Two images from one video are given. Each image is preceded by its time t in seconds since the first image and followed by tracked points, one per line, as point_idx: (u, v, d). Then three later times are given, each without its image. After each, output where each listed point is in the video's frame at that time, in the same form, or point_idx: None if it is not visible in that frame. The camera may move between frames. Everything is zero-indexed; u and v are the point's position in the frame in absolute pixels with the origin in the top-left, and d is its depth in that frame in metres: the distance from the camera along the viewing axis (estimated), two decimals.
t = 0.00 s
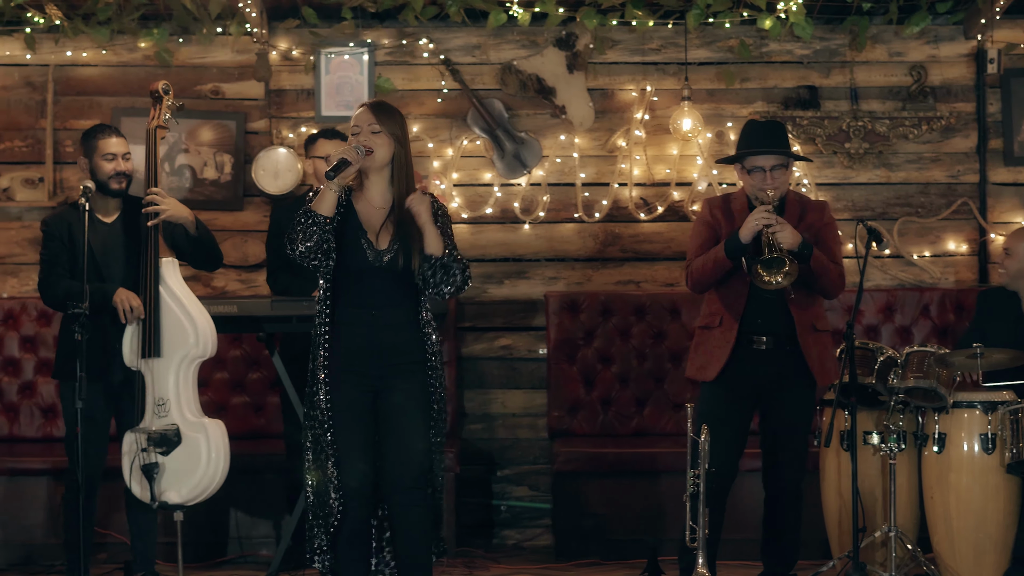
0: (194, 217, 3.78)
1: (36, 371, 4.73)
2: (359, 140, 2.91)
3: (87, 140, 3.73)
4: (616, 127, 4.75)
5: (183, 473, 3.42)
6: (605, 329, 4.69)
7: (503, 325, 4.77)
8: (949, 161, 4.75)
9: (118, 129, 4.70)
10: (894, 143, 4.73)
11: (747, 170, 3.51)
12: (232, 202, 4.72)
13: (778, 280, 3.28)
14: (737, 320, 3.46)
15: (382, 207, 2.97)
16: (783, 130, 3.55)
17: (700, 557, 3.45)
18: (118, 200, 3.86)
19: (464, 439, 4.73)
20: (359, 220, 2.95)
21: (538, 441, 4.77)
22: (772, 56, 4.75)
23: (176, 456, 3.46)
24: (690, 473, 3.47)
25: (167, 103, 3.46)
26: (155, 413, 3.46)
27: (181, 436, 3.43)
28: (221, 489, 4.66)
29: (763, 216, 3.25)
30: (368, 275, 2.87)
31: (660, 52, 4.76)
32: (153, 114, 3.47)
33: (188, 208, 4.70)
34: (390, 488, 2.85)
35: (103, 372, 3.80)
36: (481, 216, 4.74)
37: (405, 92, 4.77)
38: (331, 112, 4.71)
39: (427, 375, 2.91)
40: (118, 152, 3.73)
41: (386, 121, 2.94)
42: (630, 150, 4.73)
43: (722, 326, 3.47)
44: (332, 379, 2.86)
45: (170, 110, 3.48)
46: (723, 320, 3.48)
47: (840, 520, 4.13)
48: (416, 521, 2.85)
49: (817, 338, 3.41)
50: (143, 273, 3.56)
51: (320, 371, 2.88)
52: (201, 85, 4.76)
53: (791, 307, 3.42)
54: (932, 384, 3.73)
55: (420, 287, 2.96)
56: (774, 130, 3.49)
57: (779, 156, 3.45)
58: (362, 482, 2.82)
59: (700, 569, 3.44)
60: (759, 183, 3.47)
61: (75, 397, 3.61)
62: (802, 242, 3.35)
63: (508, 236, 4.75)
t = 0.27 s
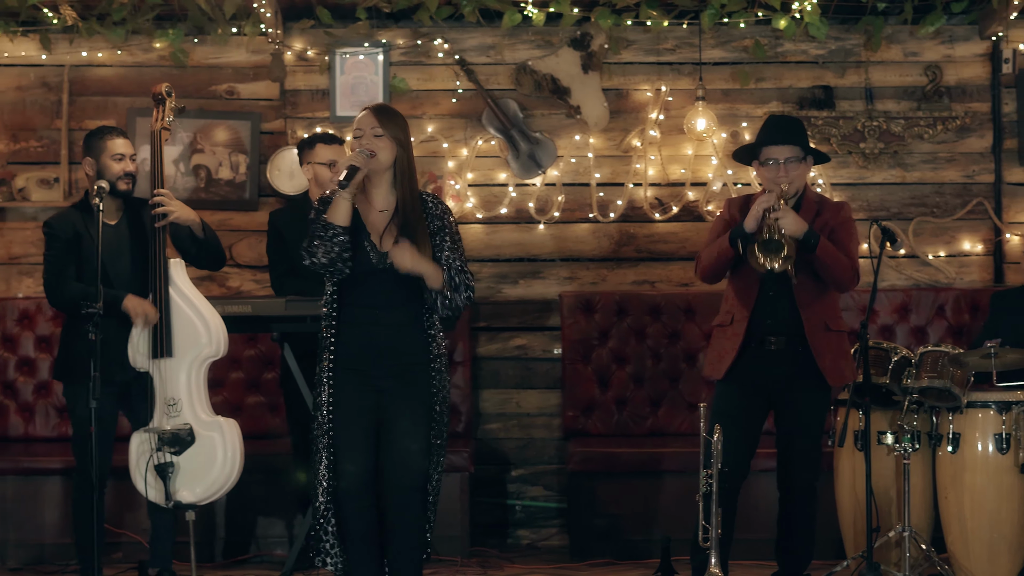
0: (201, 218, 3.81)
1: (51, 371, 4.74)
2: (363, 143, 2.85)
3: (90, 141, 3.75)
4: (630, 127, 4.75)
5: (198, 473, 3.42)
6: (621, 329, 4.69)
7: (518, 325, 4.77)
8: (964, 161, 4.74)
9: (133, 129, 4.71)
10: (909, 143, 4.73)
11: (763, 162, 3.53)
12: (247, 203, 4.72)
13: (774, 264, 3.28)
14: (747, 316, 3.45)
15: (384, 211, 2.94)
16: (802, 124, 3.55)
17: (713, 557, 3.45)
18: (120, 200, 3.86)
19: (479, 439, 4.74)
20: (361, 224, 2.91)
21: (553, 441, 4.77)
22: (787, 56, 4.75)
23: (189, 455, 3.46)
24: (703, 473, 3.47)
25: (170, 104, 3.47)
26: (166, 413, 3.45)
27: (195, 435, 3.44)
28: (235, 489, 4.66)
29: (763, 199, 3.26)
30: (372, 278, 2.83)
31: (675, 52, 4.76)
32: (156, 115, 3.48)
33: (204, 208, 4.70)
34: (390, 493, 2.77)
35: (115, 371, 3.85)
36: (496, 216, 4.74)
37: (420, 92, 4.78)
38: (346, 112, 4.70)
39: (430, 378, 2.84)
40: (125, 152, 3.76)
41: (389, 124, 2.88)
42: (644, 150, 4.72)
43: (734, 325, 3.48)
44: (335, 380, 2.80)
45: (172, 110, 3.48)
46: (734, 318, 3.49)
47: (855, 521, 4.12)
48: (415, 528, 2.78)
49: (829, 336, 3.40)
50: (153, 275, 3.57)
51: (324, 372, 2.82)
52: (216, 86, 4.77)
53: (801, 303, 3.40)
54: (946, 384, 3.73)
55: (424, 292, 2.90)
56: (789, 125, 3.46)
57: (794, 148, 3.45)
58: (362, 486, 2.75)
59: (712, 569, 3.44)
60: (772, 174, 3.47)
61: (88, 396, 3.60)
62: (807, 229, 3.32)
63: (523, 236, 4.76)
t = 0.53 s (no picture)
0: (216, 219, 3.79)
1: (67, 370, 4.75)
2: (383, 142, 2.86)
3: (102, 139, 3.72)
4: (646, 127, 4.75)
5: (212, 472, 3.44)
6: (636, 328, 4.69)
7: (534, 324, 4.77)
8: (980, 161, 4.74)
9: (149, 129, 4.71)
10: (925, 143, 4.72)
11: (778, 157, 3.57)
12: (263, 202, 4.72)
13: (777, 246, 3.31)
14: (761, 314, 3.47)
15: (401, 210, 2.90)
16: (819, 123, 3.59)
17: (728, 557, 3.46)
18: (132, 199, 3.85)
19: (494, 439, 4.74)
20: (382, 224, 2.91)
21: (568, 441, 4.77)
22: (802, 55, 4.75)
23: (204, 455, 3.47)
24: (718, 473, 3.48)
25: (185, 105, 3.48)
26: (181, 412, 3.47)
27: (209, 434, 3.45)
28: (252, 488, 4.67)
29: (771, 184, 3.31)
30: (392, 278, 2.83)
31: (690, 51, 4.76)
32: (170, 116, 3.49)
33: (220, 208, 4.71)
34: (414, 491, 2.81)
35: (129, 370, 3.85)
36: (512, 216, 4.75)
37: (436, 92, 4.78)
38: (361, 111, 4.70)
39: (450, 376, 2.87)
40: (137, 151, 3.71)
41: (407, 122, 2.89)
42: (660, 150, 4.72)
43: (748, 323, 3.50)
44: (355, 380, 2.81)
45: (187, 110, 3.48)
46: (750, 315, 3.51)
47: (870, 521, 4.13)
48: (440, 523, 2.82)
49: (839, 332, 3.41)
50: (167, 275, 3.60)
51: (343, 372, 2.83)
52: (232, 86, 4.77)
53: (809, 297, 3.44)
54: (961, 384, 3.74)
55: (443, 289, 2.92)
56: (802, 120, 3.51)
57: (809, 143, 3.49)
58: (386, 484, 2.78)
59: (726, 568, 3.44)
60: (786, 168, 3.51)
61: (105, 395, 3.62)
62: (815, 215, 3.34)
63: (539, 236, 4.76)
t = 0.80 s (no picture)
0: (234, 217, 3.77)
1: (85, 370, 4.75)
2: (414, 139, 2.89)
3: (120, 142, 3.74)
4: (663, 127, 4.76)
5: (229, 471, 3.47)
6: (653, 328, 4.70)
7: (551, 324, 4.77)
8: (998, 161, 4.73)
9: (167, 129, 4.71)
10: (942, 143, 4.72)
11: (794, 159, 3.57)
12: (280, 202, 4.72)
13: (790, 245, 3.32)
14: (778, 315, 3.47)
15: (431, 206, 2.92)
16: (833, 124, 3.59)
17: (744, 557, 3.47)
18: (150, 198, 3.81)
19: (512, 439, 4.74)
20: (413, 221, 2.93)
21: (585, 441, 4.77)
22: (819, 55, 4.75)
23: (221, 455, 3.50)
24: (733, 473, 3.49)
25: (201, 104, 3.44)
26: (198, 412, 3.48)
27: (226, 434, 3.47)
28: (269, 488, 4.68)
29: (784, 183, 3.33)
30: (426, 274, 2.85)
31: (707, 51, 4.76)
32: (186, 115, 3.44)
33: (238, 208, 4.71)
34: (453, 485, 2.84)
35: (147, 370, 3.82)
36: (529, 215, 4.75)
37: (453, 92, 4.78)
38: (378, 111, 4.70)
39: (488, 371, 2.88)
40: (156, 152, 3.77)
41: (436, 119, 2.93)
42: (677, 150, 4.73)
43: (765, 323, 3.51)
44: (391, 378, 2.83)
45: (202, 110, 3.43)
46: (767, 315, 3.51)
47: (887, 521, 4.13)
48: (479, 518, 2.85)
49: (856, 333, 3.40)
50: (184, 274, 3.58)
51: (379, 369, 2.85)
52: (249, 86, 4.78)
53: (826, 298, 3.43)
54: (978, 384, 3.76)
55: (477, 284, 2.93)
56: (818, 122, 3.52)
57: (824, 144, 3.49)
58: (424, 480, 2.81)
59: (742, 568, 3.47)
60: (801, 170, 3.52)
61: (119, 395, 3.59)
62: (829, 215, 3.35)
63: (556, 236, 4.76)
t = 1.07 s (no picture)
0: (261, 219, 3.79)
1: (104, 370, 4.76)
2: (449, 143, 2.93)
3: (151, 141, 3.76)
4: (682, 127, 4.76)
5: (248, 471, 3.48)
6: (672, 329, 4.70)
7: (570, 325, 4.78)
8: (1016, 161, 4.73)
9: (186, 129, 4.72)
10: (961, 143, 4.72)
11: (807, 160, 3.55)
12: (299, 203, 4.73)
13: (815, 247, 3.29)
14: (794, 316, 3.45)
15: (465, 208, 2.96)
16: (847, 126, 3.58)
17: (762, 556, 3.50)
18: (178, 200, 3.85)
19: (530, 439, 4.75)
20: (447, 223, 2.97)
21: (604, 441, 4.78)
22: (838, 56, 4.75)
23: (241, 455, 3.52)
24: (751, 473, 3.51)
25: (230, 105, 3.48)
26: (220, 412, 3.50)
27: (247, 435, 3.49)
28: (289, 489, 4.69)
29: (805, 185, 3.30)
30: (463, 276, 2.89)
31: (726, 51, 4.76)
32: (216, 114, 3.50)
33: (257, 208, 4.72)
34: (491, 484, 2.86)
35: (169, 373, 3.83)
36: (548, 216, 4.76)
37: (472, 92, 4.79)
38: (397, 113, 4.71)
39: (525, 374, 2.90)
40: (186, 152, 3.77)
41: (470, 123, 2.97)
42: (696, 151, 4.71)
43: (779, 324, 3.49)
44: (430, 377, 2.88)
45: (232, 110, 3.48)
46: (782, 317, 3.49)
47: (905, 522, 4.13)
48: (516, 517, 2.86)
49: (870, 334, 3.39)
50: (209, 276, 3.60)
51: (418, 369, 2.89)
52: (268, 86, 4.79)
53: (842, 299, 3.42)
54: (996, 385, 3.74)
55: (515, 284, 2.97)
56: (832, 123, 3.50)
57: (839, 146, 3.48)
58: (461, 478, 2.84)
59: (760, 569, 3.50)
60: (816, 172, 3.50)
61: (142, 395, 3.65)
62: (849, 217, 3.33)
63: (575, 236, 4.77)
